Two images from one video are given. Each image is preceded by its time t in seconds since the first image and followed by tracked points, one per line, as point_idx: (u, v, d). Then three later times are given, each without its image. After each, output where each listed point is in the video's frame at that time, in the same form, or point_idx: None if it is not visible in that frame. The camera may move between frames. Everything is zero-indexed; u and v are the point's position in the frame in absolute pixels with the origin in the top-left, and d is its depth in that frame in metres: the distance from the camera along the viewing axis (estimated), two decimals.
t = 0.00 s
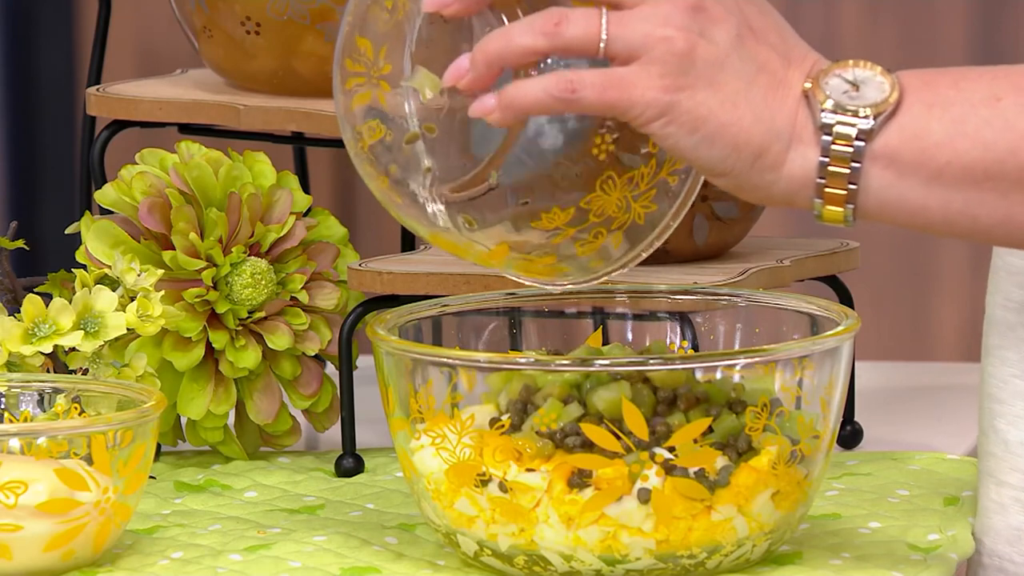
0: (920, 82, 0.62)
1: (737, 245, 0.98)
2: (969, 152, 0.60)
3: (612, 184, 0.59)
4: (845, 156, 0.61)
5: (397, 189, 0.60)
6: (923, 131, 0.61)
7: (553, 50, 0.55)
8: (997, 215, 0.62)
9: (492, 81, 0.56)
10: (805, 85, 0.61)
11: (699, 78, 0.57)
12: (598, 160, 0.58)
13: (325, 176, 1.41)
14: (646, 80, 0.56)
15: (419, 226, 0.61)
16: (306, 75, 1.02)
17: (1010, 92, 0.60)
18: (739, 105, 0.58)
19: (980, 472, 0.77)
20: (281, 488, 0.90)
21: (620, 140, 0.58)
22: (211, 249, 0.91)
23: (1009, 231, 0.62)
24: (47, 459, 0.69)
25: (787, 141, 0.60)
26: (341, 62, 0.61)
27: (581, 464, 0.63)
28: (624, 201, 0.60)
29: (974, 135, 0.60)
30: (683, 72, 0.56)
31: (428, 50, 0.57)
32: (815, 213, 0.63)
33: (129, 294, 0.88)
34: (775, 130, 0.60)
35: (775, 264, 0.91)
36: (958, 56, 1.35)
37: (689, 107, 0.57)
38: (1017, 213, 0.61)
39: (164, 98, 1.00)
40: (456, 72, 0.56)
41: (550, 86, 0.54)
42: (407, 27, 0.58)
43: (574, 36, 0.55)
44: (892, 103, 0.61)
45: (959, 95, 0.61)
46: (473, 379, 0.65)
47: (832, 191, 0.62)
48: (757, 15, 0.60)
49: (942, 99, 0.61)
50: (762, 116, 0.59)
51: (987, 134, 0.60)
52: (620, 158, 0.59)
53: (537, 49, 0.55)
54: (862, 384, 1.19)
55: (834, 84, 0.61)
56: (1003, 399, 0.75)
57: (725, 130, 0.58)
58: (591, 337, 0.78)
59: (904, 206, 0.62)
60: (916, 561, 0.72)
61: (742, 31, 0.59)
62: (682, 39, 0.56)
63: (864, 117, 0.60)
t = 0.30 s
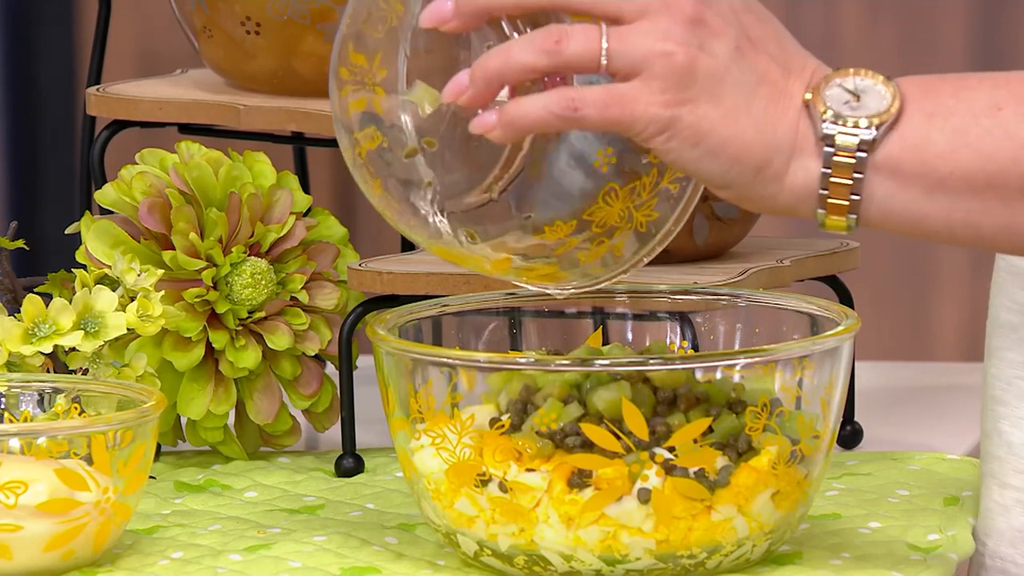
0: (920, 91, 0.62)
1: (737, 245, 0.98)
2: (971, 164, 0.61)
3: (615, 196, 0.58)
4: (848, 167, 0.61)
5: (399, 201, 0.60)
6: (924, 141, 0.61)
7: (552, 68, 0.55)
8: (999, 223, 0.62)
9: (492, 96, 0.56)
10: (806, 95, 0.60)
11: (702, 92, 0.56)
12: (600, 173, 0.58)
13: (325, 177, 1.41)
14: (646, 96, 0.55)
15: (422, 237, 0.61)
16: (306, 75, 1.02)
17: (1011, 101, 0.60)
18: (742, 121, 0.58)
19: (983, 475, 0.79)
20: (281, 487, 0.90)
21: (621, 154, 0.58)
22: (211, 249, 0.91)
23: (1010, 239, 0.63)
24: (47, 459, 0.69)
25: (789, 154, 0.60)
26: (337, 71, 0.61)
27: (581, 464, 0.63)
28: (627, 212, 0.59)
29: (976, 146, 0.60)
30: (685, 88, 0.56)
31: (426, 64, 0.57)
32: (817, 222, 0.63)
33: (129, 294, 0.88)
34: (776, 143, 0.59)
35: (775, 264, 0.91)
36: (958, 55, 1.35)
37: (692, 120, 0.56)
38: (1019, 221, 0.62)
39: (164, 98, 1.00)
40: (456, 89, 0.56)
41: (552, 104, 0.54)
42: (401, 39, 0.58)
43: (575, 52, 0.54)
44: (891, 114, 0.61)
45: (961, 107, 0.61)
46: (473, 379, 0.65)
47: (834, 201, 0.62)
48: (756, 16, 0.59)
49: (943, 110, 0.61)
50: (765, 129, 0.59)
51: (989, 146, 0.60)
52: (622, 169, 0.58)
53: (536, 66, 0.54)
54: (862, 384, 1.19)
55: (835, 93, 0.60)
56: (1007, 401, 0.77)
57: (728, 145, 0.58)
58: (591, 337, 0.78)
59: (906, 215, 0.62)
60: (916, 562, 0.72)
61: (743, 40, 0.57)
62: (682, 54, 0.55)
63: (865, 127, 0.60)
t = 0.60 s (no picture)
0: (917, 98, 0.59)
1: (737, 245, 0.98)
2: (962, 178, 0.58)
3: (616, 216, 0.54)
4: (844, 185, 0.58)
5: (386, 219, 0.56)
6: (922, 156, 0.58)
7: (545, 113, 0.50)
8: (996, 236, 0.60)
9: (489, 138, 0.50)
10: (798, 111, 0.56)
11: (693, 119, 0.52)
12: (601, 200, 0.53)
13: (325, 177, 1.42)
14: (637, 134, 0.51)
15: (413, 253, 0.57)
16: (306, 75, 1.02)
17: (1008, 116, 0.58)
18: (737, 149, 0.54)
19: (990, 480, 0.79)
20: (281, 487, 0.90)
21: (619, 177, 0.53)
22: (212, 249, 0.91)
23: (1006, 250, 0.61)
24: (47, 459, 0.69)
25: (788, 174, 0.57)
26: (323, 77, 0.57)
27: (581, 465, 0.63)
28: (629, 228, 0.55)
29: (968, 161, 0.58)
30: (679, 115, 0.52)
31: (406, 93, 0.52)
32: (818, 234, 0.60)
33: (129, 294, 0.88)
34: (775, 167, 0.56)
35: (775, 265, 0.91)
36: (958, 55, 1.35)
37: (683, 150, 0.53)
38: (1015, 234, 0.60)
39: (164, 98, 1.00)
40: (448, 127, 0.51)
41: (552, 150, 0.50)
42: (378, 56, 0.53)
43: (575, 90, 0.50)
44: (891, 126, 0.57)
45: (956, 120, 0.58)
46: (473, 379, 0.65)
47: (833, 216, 0.59)
48: (744, 29, 0.55)
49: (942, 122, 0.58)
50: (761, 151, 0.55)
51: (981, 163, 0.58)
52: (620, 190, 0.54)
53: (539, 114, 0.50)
54: (862, 384, 1.19)
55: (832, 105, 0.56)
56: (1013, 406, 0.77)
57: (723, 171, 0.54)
58: (591, 337, 0.78)
59: (903, 230, 0.59)
60: (916, 561, 0.71)
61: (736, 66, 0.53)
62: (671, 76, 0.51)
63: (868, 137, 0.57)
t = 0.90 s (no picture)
0: (943, 114, 0.53)
1: (737, 245, 0.98)
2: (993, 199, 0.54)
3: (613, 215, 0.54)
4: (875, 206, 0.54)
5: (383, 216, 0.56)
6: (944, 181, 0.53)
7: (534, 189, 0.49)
8: None
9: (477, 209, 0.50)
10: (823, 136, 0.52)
11: (694, 166, 0.51)
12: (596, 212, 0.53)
13: (326, 177, 1.42)
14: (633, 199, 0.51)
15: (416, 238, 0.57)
16: (306, 75, 1.02)
17: None
18: (757, 178, 0.52)
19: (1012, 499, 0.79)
20: (281, 486, 0.90)
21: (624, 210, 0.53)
22: (212, 249, 0.91)
23: None
24: (47, 459, 0.69)
25: (785, 190, 0.53)
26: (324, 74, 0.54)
27: (581, 465, 0.63)
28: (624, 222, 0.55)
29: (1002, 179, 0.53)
30: (678, 171, 0.50)
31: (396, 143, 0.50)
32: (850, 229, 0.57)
33: (129, 294, 0.88)
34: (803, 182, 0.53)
35: (775, 265, 0.91)
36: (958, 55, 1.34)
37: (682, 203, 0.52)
38: None
39: (164, 98, 1.00)
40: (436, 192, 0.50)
41: (549, 226, 0.51)
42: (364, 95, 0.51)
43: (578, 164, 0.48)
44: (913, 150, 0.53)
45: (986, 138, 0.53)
46: (473, 379, 0.65)
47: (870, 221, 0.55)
48: (753, 62, 0.50)
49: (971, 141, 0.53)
50: (785, 171, 0.53)
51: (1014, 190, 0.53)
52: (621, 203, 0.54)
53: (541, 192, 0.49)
54: (862, 384, 1.19)
55: (855, 133, 0.52)
56: None
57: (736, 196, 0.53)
58: (591, 338, 0.78)
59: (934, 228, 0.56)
60: (916, 562, 0.72)
61: (748, 115, 0.51)
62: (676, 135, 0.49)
63: (895, 165, 0.53)
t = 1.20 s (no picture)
0: (936, 132, 0.55)
1: (737, 245, 0.98)
2: (988, 202, 0.56)
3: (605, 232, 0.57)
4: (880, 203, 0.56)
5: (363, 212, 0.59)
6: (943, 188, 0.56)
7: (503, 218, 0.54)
8: None
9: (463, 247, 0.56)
10: (816, 155, 0.56)
11: (688, 220, 0.57)
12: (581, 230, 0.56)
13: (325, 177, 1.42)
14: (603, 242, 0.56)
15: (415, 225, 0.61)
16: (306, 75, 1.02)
17: None
18: (757, 213, 0.57)
19: None
20: (282, 486, 0.90)
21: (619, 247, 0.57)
22: (211, 249, 0.91)
23: None
24: (47, 459, 0.69)
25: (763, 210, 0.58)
26: (312, 155, 0.58)
27: (582, 465, 0.63)
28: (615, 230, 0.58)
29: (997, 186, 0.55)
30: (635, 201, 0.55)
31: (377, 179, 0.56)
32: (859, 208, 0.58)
33: (129, 294, 0.87)
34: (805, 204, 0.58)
35: (775, 264, 0.91)
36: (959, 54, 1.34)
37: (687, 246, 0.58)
38: None
39: (164, 98, 1.00)
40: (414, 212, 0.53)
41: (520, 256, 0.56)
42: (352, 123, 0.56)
43: (581, 244, 0.56)
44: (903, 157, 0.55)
45: (976, 155, 0.54)
46: (473, 379, 0.65)
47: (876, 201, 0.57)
48: (728, 98, 0.53)
49: (964, 157, 0.55)
50: (784, 199, 0.57)
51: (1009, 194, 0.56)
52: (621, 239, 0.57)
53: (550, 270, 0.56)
54: (862, 384, 1.19)
55: (845, 156, 0.55)
56: None
57: (748, 226, 0.58)
58: (592, 337, 0.78)
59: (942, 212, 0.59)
60: (916, 562, 0.72)
61: (730, 166, 0.55)
62: (663, 204, 0.55)
63: (887, 176, 0.55)
